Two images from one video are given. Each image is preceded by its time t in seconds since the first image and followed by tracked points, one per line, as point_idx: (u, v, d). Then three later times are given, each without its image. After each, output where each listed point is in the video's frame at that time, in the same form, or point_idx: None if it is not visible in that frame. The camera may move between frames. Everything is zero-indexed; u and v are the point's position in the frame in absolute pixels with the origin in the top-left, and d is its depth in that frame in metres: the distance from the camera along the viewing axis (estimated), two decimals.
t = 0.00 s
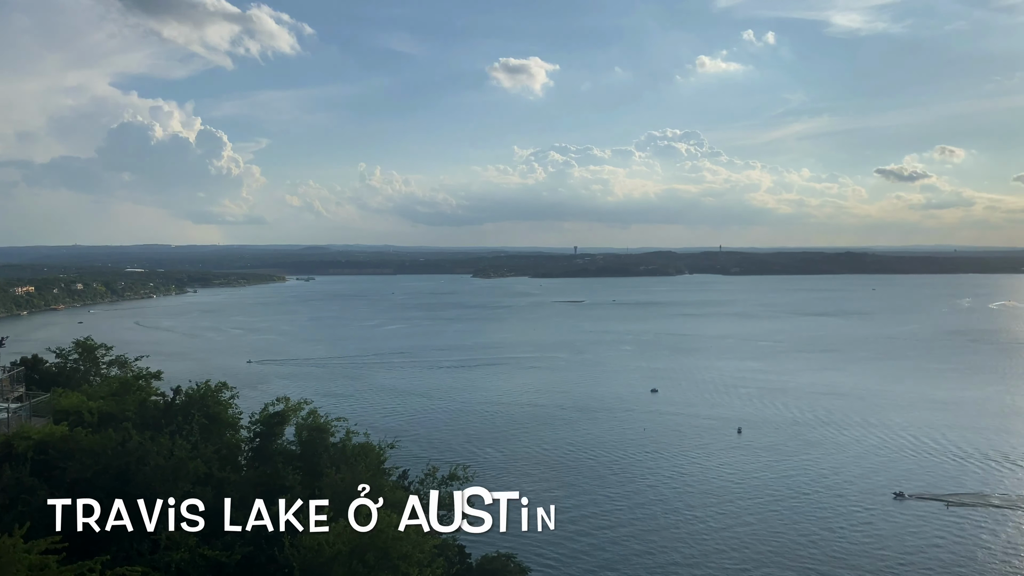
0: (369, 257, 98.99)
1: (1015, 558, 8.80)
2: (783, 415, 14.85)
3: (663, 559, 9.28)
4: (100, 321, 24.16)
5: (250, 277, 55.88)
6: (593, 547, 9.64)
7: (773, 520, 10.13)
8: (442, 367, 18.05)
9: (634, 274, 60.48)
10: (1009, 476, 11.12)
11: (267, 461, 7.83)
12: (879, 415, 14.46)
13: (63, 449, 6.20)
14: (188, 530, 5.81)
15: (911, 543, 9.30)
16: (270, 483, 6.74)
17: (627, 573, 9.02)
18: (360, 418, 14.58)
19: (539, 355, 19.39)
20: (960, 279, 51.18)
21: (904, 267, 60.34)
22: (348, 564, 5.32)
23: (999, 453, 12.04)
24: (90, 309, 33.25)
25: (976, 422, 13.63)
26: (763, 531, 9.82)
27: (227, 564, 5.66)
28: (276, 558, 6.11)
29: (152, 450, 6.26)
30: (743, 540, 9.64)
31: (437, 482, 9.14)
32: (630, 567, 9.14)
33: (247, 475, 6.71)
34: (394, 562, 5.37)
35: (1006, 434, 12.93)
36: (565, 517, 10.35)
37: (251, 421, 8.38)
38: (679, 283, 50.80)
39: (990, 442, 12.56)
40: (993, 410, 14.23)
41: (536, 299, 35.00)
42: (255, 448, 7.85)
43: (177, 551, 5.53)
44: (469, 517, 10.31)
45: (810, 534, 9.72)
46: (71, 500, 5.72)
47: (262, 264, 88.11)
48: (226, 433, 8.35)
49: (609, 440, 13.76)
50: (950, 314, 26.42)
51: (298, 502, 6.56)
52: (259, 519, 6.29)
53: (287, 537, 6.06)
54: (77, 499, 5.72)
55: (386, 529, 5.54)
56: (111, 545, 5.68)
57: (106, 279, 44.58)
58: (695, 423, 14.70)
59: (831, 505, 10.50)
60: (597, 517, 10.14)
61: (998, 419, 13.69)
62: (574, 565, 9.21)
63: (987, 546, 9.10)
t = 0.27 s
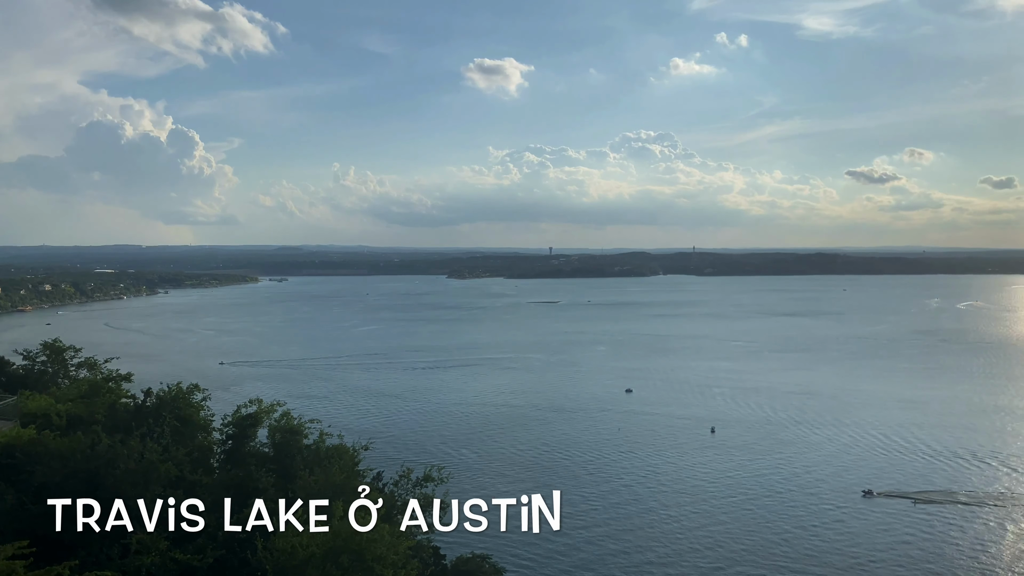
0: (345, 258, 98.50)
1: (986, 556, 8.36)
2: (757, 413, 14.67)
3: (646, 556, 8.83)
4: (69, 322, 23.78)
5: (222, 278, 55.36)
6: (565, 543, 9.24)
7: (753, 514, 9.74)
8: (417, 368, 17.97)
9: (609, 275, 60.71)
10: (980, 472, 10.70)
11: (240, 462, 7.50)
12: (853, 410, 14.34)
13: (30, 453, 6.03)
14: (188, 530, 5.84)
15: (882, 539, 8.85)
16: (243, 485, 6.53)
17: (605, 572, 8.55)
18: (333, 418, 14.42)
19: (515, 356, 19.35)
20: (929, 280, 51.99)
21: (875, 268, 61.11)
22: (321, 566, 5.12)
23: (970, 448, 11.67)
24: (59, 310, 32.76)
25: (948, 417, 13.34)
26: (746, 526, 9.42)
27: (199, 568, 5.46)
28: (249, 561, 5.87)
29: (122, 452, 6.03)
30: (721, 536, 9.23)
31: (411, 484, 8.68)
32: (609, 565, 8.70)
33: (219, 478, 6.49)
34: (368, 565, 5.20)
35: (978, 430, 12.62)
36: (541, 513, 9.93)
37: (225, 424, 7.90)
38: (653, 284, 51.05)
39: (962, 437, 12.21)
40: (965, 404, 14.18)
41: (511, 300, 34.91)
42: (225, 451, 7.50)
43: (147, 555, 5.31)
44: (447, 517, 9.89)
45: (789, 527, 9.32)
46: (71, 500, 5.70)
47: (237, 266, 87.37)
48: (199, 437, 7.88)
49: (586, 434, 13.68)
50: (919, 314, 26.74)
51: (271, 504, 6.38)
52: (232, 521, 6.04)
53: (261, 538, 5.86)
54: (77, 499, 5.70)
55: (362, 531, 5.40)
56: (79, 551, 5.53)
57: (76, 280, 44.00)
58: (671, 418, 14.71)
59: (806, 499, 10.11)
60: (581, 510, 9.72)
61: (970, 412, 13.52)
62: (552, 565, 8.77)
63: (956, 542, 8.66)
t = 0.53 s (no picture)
0: (323, 259, 97.95)
1: (958, 556, 7.77)
2: (733, 412, 14.47)
3: (629, 556, 8.18)
4: (43, 324, 23.49)
5: (201, 279, 55.00)
6: (541, 539, 8.66)
7: (737, 509, 9.16)
8: (395, 369, 17.99)
9: (588, 275, 60.91)
10: (953, 468, 10.16)
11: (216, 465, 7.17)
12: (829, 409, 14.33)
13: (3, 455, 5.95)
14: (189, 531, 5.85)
15: (852, 540, 8.23)
16: (220, 486, 6.40)
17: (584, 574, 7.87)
18: (309, 418, 14.28)
19: (493, 356, 19.38)
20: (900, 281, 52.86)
21: (849, 269, 61.90)
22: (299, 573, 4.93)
23: (941, 445, 11.17)
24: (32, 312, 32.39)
25: (921, 418, 12.89)
26: (728, 523, 8.79)
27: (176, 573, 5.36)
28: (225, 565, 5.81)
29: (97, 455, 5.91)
30: (700, 534, 8.57)
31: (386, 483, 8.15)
32: (590, 566, 8.03)
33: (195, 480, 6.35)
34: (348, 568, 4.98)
35: (951, 428, 12.15)
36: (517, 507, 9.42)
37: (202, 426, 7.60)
38: (631, 285, 51.30)
39: (934, 435, 11.69)
40: (938, 403, 14.19)
41: (489, 301, 34.85)
42: (204, 452, 7.20)
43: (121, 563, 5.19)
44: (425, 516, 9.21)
45: (770, 526, 8.69)
46: (71, 500, 5.57)
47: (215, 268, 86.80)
48: (174, 439, 7.46)
49: (567, 424, 13.64)
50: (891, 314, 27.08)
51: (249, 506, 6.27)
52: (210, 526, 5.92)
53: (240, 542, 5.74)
54: (77, 499, 5.56)
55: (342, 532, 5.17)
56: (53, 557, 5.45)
57: (50, 282, 43.66)
58: (650, 412, 14.70)
59: (784, 497, 9.49)
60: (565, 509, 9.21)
61: (944, 412, 13.40)
62: (531, 567, 8.06)
63: (928, 542, 8.08)
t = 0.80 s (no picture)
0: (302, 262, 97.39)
1: (931, 555, 7.35)
2: (711, 413, 14.40)
3: (618, 553, 7.95)
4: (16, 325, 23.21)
5: (178, 279, 54.57)
6: (520, 538, 8.43)
7: (719, 505, 8.95)
8: (374, 370, 17.91)
9: (568, 275, 61.07)
10: (925, 467, 9.81)
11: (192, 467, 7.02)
12: (806, 409, 14.38)
13: None
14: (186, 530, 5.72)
15: (825, 541, 7.79)
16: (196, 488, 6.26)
17: (563, 573, 7.64)
18: (286, 420, 14.16)
19: (473, 357, 19.38)
20: (875, 282, 53.51)
21: (826, 270, 62.54)
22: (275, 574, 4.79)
23: (914, 446, 10.85)
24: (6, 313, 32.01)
25: (895, 422, 12.69)
26: (714, 519, 8.55)
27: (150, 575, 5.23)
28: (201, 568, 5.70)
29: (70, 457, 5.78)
30: (681, 531, 8.31)
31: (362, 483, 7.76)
32: (572, 566, 7.76)
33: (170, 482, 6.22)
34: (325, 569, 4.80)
35: (925, 430, 11.88)
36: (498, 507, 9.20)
37: (177, 428, 7.48)
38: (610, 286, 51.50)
39: (908, 437, 11.40)
40: (913, 403, 14.26)
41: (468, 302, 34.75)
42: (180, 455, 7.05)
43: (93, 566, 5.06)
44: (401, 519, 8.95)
45: (754, 519, 8.46)
46: (70, 499, 5.51)
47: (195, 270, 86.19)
48: (150, 441, 7.28)
49: (546, 425, 13.57)
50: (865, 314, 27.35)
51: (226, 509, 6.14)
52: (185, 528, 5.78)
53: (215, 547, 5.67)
54: (77, 499, 5.52)
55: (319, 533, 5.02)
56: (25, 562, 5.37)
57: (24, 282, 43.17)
58: (629, 412, 14.70)
59: (763, 494, 9.21)
60: (547, 508, 9.00)
61: (919, 412, 13.42)
62: (510, 568, 7.81)
63: (901, 541, 7.65)
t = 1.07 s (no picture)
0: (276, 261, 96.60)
1: (900, 551, 7.45)
2: (684, 413, 14.52)
3: (595, 553, 7.98)
4: None
5: (148, 280, 53.82)
6: (496, 539, 8.44)
7: (692, 505, 9.02)
8: (348, 371, 17.80)
9: (543, 275, 61.21)
10: (894, 465, 9.96)
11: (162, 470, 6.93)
12: (777, 408, 14.57)
13: None
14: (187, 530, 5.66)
15: (797, 539, 7.88)
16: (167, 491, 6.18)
17: (539, 574, 7.66)
18: (259, 422, 14.02)
19: (447, 358, 19.37)
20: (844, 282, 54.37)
21: (797, 270, 63.39)
22: None
23: (883, 444, 11.03)
24: None
25: (865, 421, 12.90)
26: (687, 519, 8.61)
27: None
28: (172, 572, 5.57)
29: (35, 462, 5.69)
30: (656, 530, 8.37)
31: (336, 485, 7.69)
32: (548, 567, 7.77)
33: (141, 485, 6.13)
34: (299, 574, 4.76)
35: (894, 429, 12.07)
36: (473, 508, 9.21)
37: (148, 430, 7.41)
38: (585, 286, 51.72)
39: (877, 436, 11.58)
40: (881, 402, 14.53)
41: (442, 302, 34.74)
42: (150, 458, 6.96)
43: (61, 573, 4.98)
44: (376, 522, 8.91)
45: (727, 518, 8.54)
46: (69, 500, 5.54)
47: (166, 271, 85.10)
48: (119, 444, 7.17)
49: (521, 426, 13.58)
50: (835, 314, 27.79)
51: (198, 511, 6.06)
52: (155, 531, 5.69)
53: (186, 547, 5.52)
54: (77, 498, 5.57)
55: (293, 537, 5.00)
56: None
57: None
58: (604, 412, 14.76)
59: (735, 493, 9.29)
60: (544, 508, 9.05)
61: (887, 411, 13.68)
62: (485, 568, 7.82)
63: (870, 537, 7.76)
